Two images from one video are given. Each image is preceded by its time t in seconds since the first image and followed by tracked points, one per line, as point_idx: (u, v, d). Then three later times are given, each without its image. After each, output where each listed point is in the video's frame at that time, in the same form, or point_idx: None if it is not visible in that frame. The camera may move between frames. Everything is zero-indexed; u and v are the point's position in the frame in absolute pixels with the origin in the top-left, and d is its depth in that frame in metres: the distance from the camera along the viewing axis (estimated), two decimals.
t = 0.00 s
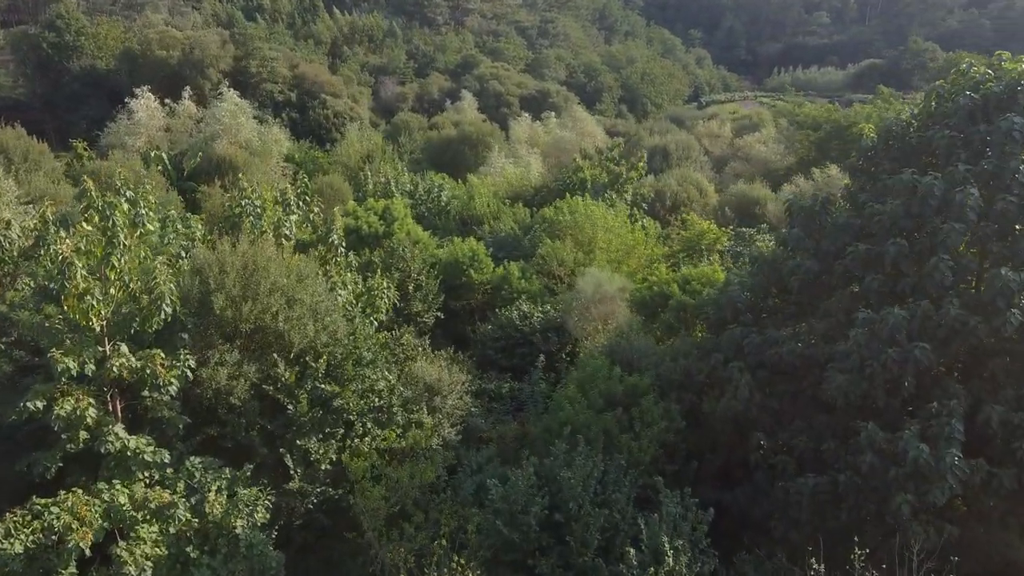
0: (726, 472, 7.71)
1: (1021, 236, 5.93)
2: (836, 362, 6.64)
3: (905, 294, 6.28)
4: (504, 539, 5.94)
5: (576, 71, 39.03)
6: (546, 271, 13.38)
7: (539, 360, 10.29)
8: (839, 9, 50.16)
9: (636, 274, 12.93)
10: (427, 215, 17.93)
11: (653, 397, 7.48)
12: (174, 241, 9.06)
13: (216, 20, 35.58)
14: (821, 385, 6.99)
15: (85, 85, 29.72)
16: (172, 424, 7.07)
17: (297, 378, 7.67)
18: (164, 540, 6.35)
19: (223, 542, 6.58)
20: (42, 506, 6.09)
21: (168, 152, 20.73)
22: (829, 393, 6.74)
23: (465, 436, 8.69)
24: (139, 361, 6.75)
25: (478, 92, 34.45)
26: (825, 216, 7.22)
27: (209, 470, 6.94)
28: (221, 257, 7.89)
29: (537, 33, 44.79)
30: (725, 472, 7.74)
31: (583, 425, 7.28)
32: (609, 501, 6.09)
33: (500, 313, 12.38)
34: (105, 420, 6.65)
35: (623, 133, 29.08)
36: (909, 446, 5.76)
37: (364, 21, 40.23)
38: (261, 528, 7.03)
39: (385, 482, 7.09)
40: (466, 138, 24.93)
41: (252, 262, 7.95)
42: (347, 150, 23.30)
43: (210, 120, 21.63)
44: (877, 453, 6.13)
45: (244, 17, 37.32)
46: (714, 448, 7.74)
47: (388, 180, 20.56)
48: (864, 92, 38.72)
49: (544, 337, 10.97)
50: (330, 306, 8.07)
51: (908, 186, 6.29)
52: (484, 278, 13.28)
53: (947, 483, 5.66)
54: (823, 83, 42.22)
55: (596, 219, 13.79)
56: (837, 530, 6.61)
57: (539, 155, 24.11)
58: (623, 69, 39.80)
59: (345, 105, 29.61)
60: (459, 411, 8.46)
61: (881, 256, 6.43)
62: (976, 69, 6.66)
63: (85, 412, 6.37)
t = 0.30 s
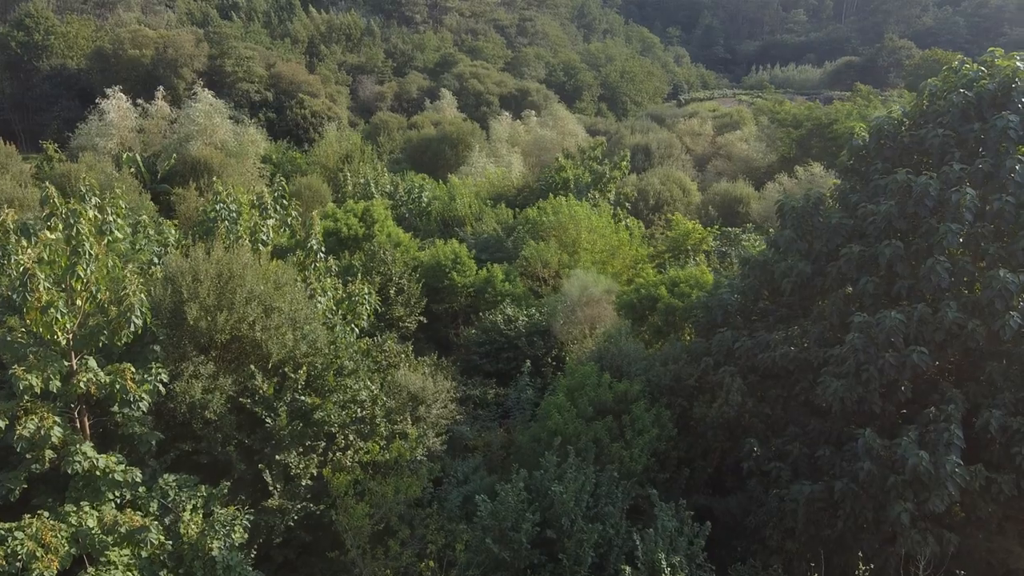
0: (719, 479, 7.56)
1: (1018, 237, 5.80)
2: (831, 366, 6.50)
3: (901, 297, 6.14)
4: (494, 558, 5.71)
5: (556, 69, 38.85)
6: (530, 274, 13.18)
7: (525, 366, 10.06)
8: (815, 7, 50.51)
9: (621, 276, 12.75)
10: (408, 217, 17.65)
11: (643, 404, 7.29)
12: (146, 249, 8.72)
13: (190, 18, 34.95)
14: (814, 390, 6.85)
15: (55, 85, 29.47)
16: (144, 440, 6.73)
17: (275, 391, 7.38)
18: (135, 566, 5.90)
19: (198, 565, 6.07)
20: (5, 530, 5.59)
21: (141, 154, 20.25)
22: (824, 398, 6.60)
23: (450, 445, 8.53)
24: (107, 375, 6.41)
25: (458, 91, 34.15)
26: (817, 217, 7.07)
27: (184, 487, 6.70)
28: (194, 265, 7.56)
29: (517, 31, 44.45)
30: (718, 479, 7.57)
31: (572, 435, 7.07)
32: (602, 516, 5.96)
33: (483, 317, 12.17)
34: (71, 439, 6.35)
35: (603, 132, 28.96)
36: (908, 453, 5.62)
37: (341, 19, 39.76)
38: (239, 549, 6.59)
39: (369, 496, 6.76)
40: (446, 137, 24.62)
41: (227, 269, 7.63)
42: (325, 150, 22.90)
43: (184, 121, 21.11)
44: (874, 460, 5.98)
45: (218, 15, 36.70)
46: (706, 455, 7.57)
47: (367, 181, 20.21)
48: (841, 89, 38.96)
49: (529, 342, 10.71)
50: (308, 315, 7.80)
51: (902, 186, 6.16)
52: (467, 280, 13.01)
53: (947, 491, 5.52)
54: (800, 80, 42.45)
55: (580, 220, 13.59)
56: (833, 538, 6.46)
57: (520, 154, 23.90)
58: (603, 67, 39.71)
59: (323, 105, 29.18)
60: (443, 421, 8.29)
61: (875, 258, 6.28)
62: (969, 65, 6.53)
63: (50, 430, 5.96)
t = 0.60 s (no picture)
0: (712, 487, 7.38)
1: (1016, 237, 5.69)
2: (827, 371, 6.35)
3: (897, 299, 6.01)
4: None
5: (535, 67, 38.62)
6: (514, 276, 12.94)
7: (510, 371, 9.86)
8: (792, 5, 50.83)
9: (606, 277, 12.57)
10: (389, 219, 17.36)
11: (635, 412, 7.10)
12: (116, 257, 8.37)
13: (164, 17, 34.24)
14: (808, 395, 6.70)
15: (23, 85, 28.63)
16: (115, 458, 6.40)
17: (253, 404, 7.08)
18: None
19: None
20: None
21: (113, 155, 19.71)
22: (819, 404, 6.44)
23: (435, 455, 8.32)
24: (73, 391, 6.06)
25: (437, 90, 33.82)
26: (810, 218, 6.93)
27: (158, 507, 6.34)
28: (167, 273, 7.24)
29: (496, 29, 44.22)
30: (710, 487, 7.42)
31: (562, 444, 6.85)
32: (595, 531, 5.81)
33: (466, 322, 11.94)
34: (36, 460, 6.00)
35: (584, 131, 28.80)
36: (909, 461, 5.47)
37: (317, 17, 39.20)
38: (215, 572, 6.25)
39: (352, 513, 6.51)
40: (426, 137, 24.31)
41: (202, 278, 7.32)
42: (303, 151, 22.48)
43: (157, 121, 20.59)
44: (872, 467, 5.83)
45: (193, 14, 36.00)
46: (698, 463, 7.39)
47: (346, 182, 19.85)
48: (818, 87, 39.20)
49: (514, 347, 10.48)
50: (287, 325, 7.52)
51: (897, 186, 6.02)
52: (450, 283, 12.77)
53: (948, 500, 5.38)
54: (778, 78, 42.65)
55: (564, 221, 13.39)
56: (831, 548, 6.30)
57: (501, 153, 23.67)
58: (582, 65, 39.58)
59: (300, 104, 28.72)
60: (428, 431, 8.05)
61: (871, 259, 6.14)
62: (963, 62, 6.42)
63: (11, 453, 5.61)
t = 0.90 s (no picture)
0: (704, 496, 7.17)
1: (1015, 238, 5.54)
2: (822, 378, 6.17)
3: (894, 303, 5.84)
4: None
5: (511, 65, 38.32)
6: (495, 279, 12.67)
7: (494, 379, 9.60)
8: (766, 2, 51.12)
9: (590, 279, 12.35)
10: (366, 222, 17.01)
11: (625, 421, 6.88)
12: (80, 267, 7.96)
13: (132, 15, 33.39)
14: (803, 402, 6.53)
15: None
16: (78, 482, 6.04)
17: (225, 421, 6.74)
18: None
19: None
20: None
21: (79, 158, 19.07)
22: (815, 411, 6.26)
23: (418, 466, 8.07)
24: (31, 412, 5.69)
25: (413, 89, 33.39)
26: (803, 219, 6.74)
27: (125, 532, 5.99)
28: (133, 285, 6.85)
29: (471, 28, 43.84)
30: (702, 496, 7.22)
31: (552, 457, 6.61)
32: (587, 550, 5.65)
33: (447, 327, 11.64)
34: None
35: (562, 129, 28.60)
36: (910, 471, 5.30)
37: (290, 15, 38.53)
38: None
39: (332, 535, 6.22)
40: (402, 136, 23.92)
41: (170, 289, 6.94)
42: (277, 152, 21.98)
43: (125, 122, 19.96)
44: (872, 477, 5.65)
45: (162, 12, 35.18)
46: (690, 472, 7.18)
47: (322, 184, 19.43)
48: (793, 84, 39.42)
49: (497, 353, 10.21)
50: (262, 336, 7.17)
51: (893, 186, 5.86)
52: (430, 287, 12.47)
53: (951, 510, 5.22)
54: (753, 75, 42.84)
55: (546, 222, 13.14)
56: (829, 560, 6.12)
57: (480, 153, 23.36)
58: (558, 63, 39.37)
59: (274, 104, 28.18)
60: (410, 444, 7.76)
61: (867, 262, 5.96)
62: (957, 58, 6.27)
63: None
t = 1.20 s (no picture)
0: (698, 505, 7.00)
1: (1015, 238, 5.41)
2: (819, 384, 6.01)
3: (893, 306, 5.68)
4: None
5: (490, 63, 38.03)
6: (478, 282, 12.41)
7: (480, 385, 9.37)
8: None
9: (575, 281, 12.13)
10: (345, 225, 16.69)
11: (616, 430, 6.68)
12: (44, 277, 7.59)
13: (104, 13, 32.61)
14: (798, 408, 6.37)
15: None
16: (43, 506, 5.72)
17: (200, 437, 6.42)
18: None
19: None
20: None
21: (48, 160, 18.48)
22: (812, 417, 6.11)
23: (403, 477, 7.83)
24: None
25: (391, 88, 33.00)
26: (796, 219, 6.58)
27: (94, 558, 5.66)
28: (101, 296, 6.50)
29: (450, 26, 43.43)
30: (696, 505, 7.04)
31: (542, 469, 6.39)
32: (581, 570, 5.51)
33: (430, 332, 11.37)
34: None
35: (542, 127, 28.39)
36: (912, 480, 5.14)
37: (265, 14, 37.90)
38: None
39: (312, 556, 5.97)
40: (381, 136, 23.54)
41: (140, 300, 6.60)
42: (253, 153, 21.53)
43: (96, 122, 19.38)
44: (872, 486, 5.50)
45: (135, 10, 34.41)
46: (683, 481, 7.00)
47: (300, 185, 19.04)
48: (770, 81, 39.54)
49: (482, 358, 9.98)
50: (238, 348, 6.86)
51: (889, 185, 5.72)
52: (412, 290, 12.19)
53: (954, 520, 5.08)
54: (732, 73, 42.94)
55: (530, 223, 12.92)
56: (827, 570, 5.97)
57: (460, 152, 23.08)
58: (538, 61, 39.16)
59: (249, 104, 27.69)
60: (394, 456, 7.50)
61: (864, 264, 5.81)
62: (951, 54, 6.15)
63: None
